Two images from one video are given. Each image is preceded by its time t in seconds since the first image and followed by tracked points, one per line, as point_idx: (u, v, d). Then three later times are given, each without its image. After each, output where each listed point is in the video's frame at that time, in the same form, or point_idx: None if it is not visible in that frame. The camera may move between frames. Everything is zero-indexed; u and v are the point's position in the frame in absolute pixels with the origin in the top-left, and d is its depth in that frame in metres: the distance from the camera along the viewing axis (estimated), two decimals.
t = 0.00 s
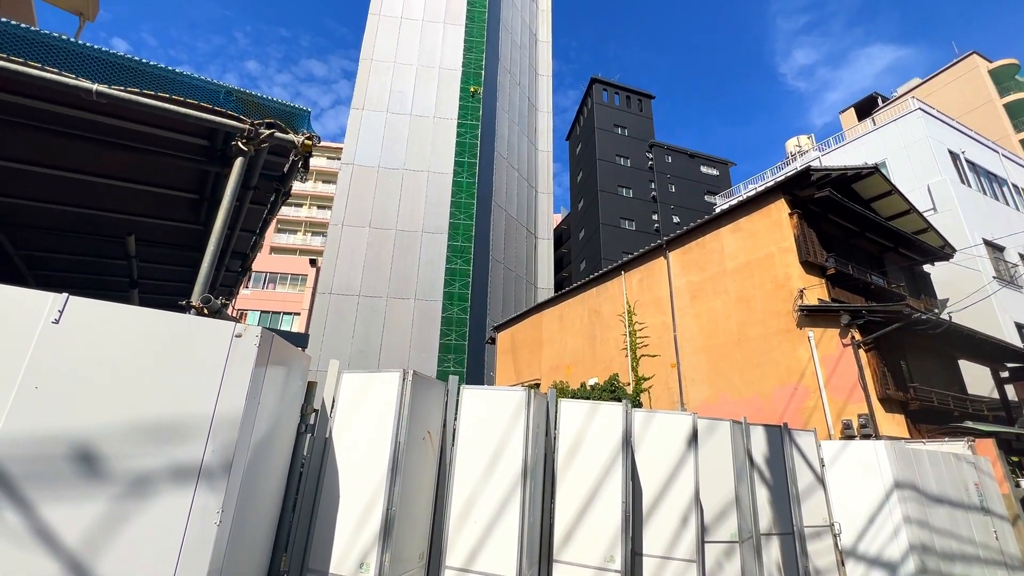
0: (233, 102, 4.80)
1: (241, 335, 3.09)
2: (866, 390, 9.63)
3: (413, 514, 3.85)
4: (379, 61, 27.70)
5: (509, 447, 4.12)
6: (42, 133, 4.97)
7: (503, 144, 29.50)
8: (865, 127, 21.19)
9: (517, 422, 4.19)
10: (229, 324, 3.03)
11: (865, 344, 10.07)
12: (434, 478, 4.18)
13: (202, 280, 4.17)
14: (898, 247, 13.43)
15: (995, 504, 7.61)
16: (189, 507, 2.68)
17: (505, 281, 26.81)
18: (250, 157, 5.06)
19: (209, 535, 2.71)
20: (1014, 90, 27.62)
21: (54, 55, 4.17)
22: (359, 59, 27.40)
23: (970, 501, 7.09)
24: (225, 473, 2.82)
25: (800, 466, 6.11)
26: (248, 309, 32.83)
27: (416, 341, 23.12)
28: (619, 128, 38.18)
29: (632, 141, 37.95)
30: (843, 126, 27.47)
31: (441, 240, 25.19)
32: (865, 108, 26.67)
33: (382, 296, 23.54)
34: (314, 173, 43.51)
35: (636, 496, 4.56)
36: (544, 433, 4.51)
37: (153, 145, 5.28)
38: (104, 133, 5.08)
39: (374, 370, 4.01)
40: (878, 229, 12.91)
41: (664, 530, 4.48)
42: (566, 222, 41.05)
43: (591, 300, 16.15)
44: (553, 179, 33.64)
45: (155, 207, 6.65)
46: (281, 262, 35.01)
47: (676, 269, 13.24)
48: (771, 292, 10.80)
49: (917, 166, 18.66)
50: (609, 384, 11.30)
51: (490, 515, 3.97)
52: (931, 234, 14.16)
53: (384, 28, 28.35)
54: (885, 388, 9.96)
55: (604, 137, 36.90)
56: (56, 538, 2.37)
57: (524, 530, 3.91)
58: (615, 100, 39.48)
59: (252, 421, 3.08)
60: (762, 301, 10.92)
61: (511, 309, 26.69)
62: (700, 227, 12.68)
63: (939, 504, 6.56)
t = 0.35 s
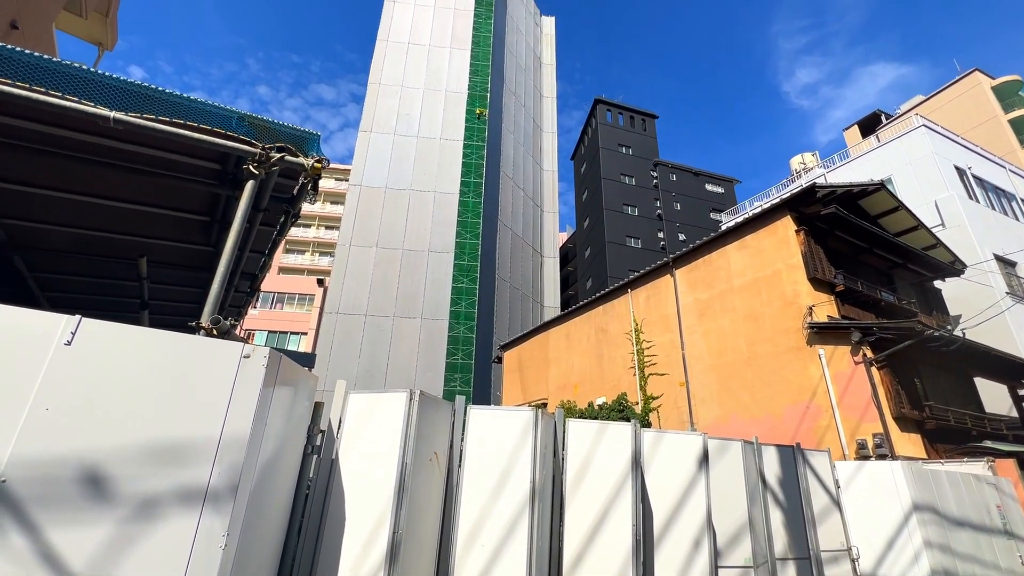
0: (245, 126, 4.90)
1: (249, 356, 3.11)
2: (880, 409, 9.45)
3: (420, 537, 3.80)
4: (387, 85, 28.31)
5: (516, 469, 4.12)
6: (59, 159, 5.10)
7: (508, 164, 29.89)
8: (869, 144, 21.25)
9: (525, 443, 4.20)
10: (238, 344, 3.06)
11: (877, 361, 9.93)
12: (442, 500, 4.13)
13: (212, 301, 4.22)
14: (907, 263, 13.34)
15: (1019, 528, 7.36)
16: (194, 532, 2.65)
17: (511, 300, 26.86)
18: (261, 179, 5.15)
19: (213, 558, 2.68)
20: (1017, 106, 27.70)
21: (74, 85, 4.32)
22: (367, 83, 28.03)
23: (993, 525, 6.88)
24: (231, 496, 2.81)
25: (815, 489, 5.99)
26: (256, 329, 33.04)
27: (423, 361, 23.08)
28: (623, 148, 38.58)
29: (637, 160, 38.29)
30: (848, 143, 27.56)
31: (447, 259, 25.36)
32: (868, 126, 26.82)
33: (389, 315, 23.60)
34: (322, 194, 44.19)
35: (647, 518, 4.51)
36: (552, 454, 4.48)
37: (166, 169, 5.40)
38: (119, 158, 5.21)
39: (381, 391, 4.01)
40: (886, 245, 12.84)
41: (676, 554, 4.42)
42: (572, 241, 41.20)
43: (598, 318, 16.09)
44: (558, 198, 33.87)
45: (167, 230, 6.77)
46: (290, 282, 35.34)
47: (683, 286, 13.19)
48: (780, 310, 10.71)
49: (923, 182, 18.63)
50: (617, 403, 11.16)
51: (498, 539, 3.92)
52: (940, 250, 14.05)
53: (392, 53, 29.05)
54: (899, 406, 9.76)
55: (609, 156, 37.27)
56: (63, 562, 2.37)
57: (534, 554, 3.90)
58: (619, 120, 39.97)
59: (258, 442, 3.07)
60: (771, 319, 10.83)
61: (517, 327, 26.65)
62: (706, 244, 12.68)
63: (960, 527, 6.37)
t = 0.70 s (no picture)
0: (256, 151, 4.99)
1: (255, 378, 3.12)
2: (893, 427, 9.27)
3: (425, 562, 3.74)
4: (393, 108, 28.84)
5: (522, 492, 4.07)
6: (74, 184, 5.22)
7: (513, 184, 30.21)
8: (873, 161, 21.29)
9: (531, 464, 4.16)
10: (244, 366, 3.07)
11: (889, 378, 9.78)
12: (447, 523, 4.07)
13: (220, 324, 4.25)
14: (916, 278, 13.23)
15: None
16: (197, 557, 2.64)
17: (516, 318, 26.84)
18: (269, 202, 5.24)
19: None
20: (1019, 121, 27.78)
21: (90, 114, 4.44)
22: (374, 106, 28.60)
23: (1017, 549, 6.67)
24: (235, 519, 2.79)
25: (831, 510, 5.88)
26: (263, 349, 33.12)
27: (428, 380, 22.99)
28: (627, 166, 38.91)
29: (640, 178, 38.56)
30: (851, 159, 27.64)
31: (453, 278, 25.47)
32: (871, 142, 26.92)
33: (395, 334, 23.60)
34: (329, 215, 44.77)
35: (657, 541, 4.44)
36: (559, 475, 4.44)
37: (178, 193, 5.50)
38: (132, 183, 5.32)
39: (387, 412, 4.00)
40: (894, 261, 12.77)
41: None
42: (577, 258, 41.29)
43: (604, 336, 16.01)
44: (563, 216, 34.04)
45: (178, 251, 6.87)
46: (296, 302, 35.53)
47: (689, 303, 13.14)
48: (788, 326, 10.61)
49: (929, 197, 18.56)
50: (625, 423, 11.01)
51: (504, 563, 3.85)
52: (949, 265, 13.93)
53: (399, 77, 29.70)
54: (914, 424, 9.57)
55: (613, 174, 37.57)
56: None
57: None
58: (623, 139, 40.40)
59: (264, 464, 3.05)
60: (779, 336, 10.72)
61: (523, 346, 26.57)
62: (712, 261, 12.66)
63: (982, 551, 6.19)
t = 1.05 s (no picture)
0: (264, 173, 5.11)
1: (260, 398, 3.12)
2: (908, 444, 9.02)
3: None
4: (399, 128, 29.31)
5: (529, 513, 4.01)
6: (86, 207, 5.32)
7: (517, 201, 30.46)
8: (877, 175, 21.29)
9: (538, 484, 4.11)
10: (249, 386, 3.08)
11: (901, 394, 9.61)
12: (453, 546, 4.00)
13: (226, 344, 4.28)
14: (925, 292, 13.10)
15: None
16: None
17: (522, 335, 26.78)
18: (275, 223, 5.30)
19: None
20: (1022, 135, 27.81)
21: (104, 139, 4.58)
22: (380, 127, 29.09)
23: None
24: (239, 541, 2.77)
25: (844, 532, 5.74)
26: (268, 368, 33.15)
27: (433, 398, 22.86)
28: (630, 183, 39.15)
29: (644, 194, 38.75)
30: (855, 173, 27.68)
31: (458, 296, 25.52)
32: (874, 157, 26.97)
33: (400, 352, 23.57)
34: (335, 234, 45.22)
35: (668, 563, 4.36)
36: (566, 495, 4.38)
37: (187, 215, 5.60)
38: (143, 206, 5.43)
39: (391, 432, 3.97)
40: (902, 275, 12.67)
41: None
42: (582, 275, 41.31)
43: (610, 353, 15.90)
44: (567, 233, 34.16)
45: (187, 272, 6.96)
46: (302, 320, 35.68)
47: (696, 319, 13.06)
48: (796, 342, 10.50)
49: (934, 211, 18.47)
50: (633, 441, 10.86)
51: None
52: (959, 279, 13.80)
53: (404, 98, 30.26)
54: (928, 441, 9.37)
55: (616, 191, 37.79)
56: None
57: None
58: (625, 157, 40.75)
59: (268, 485, 3.03)
60: (788, 351, 10.60)
61: (528, 363, 26.44)
62: (718, 277, 12.62)
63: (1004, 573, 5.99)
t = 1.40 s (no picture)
0: (270, 194, 5.19)
1: (264, 418, 3.14)
2: (921, 460, 8.92)
3: None
4: (404, 147, 29.72)
5: (535, 534, 3.97)
6: (95, 229, 5.41)
7: (521, 218, 30.66)
8: (881, 188, 21.26)
9: (544, 503, 4.08)
10: (253, 406, 3.10)
11: (913, 409, 9.44)
12: (457, 570, 3.93)
13: (231, 364, 4.29)
14: (934, 305, 12.96)
15: None
16: None
17: (526, 351, 26.67)
18: (281, 243, 5.37)
19: None
20: None
21: (115, 162, 4.66)
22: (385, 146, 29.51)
23: None
24: (242, 564, 2.77)
25: (859, 553, 5.62)
26: (273, 386, 33.10)
27: (438, 416, 22.69)
28: (634, 199, 39.33)
29: (648, 210, 38.88)
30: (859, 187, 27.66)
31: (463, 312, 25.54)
32: (878, 170, 27.01)
33: (405, 369, 23.50)
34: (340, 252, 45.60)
35: None
36: (573, 516, 4.34)
37: (194, 235, 5.67)
38: (151, 227, 5.50)
39: (395, 451, 3.95)
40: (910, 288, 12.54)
41: None
42: (587, 290, 41.28)
43: (616, 369, 15.78)
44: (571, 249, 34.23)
45: (194, 291, 7.02)
46: (307, 338, 35.74)
47: (702, 334, 12.97)
48: (804, 356, 10.39)
49: (940, 223, 18.37)
50: (640, 459, 10.70)
51: None
52: (968, 292, 13.66)
53: (409, 118, 30.74)
54: (943, 458, 9.17)
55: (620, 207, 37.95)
56: None
57: None
58: (628, 172, 41.01)
59: (272, 507, 3.04)
60: (796, 366, 10.48)
61: (534, 380, 26.28)
62: (723, 291, 12.57)
63: None
